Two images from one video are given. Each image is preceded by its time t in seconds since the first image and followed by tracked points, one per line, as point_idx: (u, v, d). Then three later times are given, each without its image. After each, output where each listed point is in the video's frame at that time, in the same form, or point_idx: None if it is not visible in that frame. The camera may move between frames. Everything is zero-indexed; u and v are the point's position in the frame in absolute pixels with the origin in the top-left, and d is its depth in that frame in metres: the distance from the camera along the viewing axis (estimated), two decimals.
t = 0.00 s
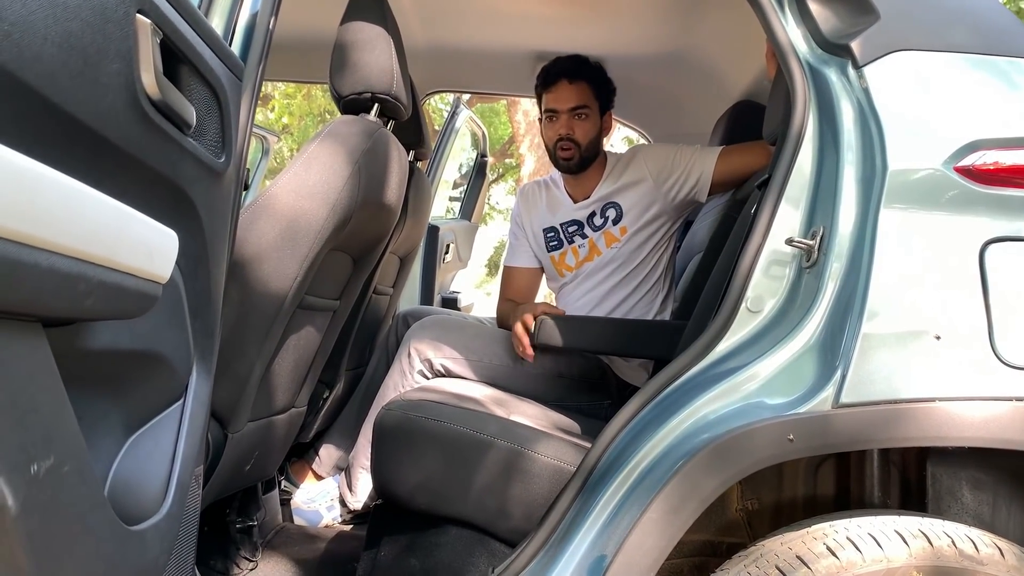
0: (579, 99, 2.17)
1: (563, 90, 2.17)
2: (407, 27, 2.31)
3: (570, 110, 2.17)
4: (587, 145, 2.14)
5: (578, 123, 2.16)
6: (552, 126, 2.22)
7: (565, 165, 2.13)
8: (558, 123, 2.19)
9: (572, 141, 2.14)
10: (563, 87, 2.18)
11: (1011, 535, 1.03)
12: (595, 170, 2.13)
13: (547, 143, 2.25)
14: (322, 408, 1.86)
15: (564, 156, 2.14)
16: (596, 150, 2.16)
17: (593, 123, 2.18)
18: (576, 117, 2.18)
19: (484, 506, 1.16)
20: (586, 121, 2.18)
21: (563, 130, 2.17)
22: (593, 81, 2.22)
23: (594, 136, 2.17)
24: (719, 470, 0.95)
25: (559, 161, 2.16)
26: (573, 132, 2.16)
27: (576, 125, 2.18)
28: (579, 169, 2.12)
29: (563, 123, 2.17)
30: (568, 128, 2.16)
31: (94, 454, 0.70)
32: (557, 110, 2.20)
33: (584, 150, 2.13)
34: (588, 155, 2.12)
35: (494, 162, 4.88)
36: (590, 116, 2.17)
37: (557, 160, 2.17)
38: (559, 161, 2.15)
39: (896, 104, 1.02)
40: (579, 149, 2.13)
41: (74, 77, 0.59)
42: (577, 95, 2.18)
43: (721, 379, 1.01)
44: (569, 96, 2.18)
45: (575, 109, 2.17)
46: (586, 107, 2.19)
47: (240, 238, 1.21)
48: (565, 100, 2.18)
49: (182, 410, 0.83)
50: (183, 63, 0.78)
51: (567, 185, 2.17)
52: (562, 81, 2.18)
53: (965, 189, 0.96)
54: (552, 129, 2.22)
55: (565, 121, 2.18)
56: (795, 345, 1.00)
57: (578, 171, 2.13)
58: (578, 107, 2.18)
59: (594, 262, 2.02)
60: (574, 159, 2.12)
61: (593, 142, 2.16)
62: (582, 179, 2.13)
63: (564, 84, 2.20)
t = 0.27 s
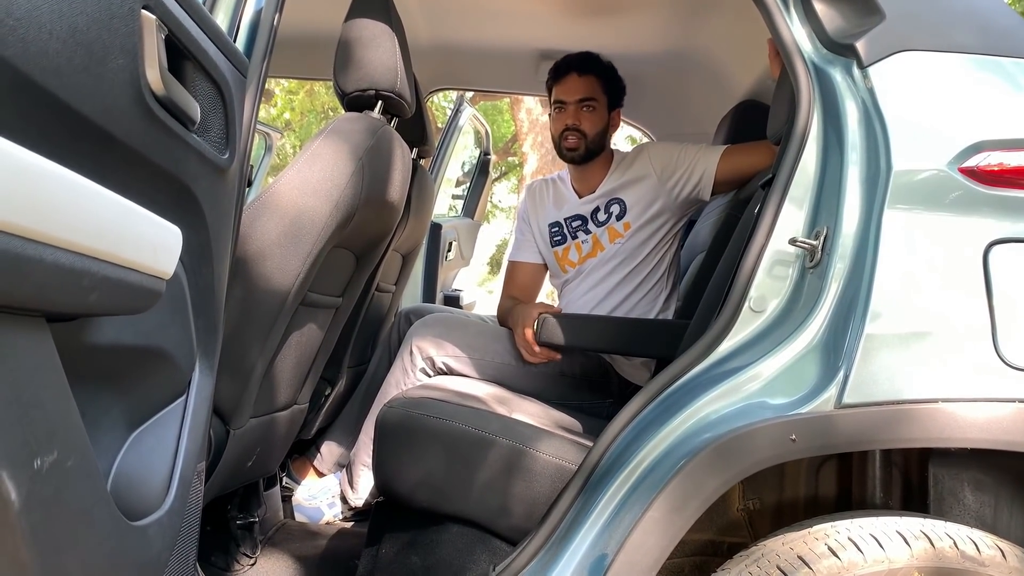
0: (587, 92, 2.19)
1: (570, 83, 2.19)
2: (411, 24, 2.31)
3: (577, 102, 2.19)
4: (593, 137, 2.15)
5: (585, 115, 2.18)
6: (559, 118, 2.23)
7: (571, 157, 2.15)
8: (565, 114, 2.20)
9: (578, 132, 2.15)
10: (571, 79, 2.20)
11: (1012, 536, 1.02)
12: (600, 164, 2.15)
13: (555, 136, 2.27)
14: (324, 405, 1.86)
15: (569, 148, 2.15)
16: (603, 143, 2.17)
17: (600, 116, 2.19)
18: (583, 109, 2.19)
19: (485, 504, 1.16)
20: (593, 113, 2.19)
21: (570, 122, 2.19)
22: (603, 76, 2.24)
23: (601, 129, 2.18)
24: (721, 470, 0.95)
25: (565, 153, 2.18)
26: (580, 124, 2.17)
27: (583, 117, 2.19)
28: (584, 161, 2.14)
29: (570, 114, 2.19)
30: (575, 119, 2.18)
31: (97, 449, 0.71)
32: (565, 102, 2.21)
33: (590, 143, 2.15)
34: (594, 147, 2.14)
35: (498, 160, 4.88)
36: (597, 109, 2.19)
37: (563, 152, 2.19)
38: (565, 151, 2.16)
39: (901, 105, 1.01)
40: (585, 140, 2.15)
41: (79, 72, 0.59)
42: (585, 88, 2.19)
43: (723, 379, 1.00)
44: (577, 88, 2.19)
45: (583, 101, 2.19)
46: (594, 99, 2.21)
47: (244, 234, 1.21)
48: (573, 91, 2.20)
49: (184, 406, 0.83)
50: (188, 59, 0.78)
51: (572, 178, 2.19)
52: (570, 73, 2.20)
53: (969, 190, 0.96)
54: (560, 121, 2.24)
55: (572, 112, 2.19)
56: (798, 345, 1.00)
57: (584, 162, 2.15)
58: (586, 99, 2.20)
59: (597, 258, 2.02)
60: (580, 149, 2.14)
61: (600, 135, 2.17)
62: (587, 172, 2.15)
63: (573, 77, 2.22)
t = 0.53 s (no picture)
0: (599, 83, 2.23)
1: (583, 75, 2.23)
2: (415, 22, 2.30)
3: (589, 94, 2.22)
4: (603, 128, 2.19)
5: (597, 106, 2.21)
6: (570, 110, 2.26)
7: (582, 147, 2.17)
8: (576, 105, 2.24)
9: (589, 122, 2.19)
10: (584, 71, 2.24)
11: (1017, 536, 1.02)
12: (611, 155, 2.18)
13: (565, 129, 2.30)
14: (327, 404, 1.86)
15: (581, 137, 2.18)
16: (613, 136, 2.20)
17: (610, 109, 2.23)
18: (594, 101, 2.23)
19: (489, 501, 1.16)
20: (604, 106, 2.23)
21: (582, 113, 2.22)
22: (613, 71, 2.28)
23: (612, 121, 2.22)
24: (726, 468, 0.94)
25: (576, 145, 2.21)
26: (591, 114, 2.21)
27: (594, 109, 2.23)
28: (595, 152, 2.17)
29: (582, 105, 2.22)
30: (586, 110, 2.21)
31: (103, 446, 0.71)
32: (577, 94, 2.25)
33: (601, 133, 2.18)
34: (605, 138, 2.17)
35: (500, 160, 4.88)
36: (608, 101, 2.22)
37: (574, 143, 2.22)
38: (576, 142, 2.19)
39: (907, 103, 1.01)
40: (596, 130, 2.18)
41: (85, 68, 0.58)
42: (597, 80, 2.23)
43: (728, 377, 1.00)
44: (589, 80, 2.24)
45: (595, 92, 2.22)
46: (606, 92, 2.25)
47: (248, 232, 1.21)
48: (585, 83, 2.23)
49: (189, 402, 0.83)
50: (194, 56, 0.77)
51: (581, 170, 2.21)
52: (583, 66, 2.25)
53: (976, 188, 0.96)
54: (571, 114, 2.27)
55: (584, 103, 2.23)
56: (803, 344, 1.00)
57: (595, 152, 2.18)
58: (597, 91, 2.23)
59: (599, 252, 2.03)
60: (591, 139, 2.17)
61: (611, 127, 2.21)
62: (597, 163, 2.17)
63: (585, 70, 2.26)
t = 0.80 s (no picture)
0: (594, 93, 2.20)
1: (577, 85, 2.21)
2: (416, 22, 2.30)
3: (584, 105, 2.21)
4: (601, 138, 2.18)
5: (593, 117, 2.20)
6: (569, 120, 2.26)
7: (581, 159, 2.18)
8: (573, 117, 2.23)
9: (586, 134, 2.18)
10: (577, 81, 2.22)
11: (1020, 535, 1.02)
12: (611, 163, 2.18)
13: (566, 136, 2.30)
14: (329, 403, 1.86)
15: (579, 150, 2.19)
16: (613, 143, 2.20)
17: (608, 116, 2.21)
18: (591, 110, 2.21)
19: (491, 501, 1.16)
20: (601, 114, 2.21)
21: (578, 123, 2.21)
22: (610, 75, 2.25)
23: (611, 129, 2.21)
24: (728, 468, 0.94)
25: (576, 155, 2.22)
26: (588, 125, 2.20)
27: (591, 118, 2.22)
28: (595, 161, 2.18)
29: (579, 116, 2.21)
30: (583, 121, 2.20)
31: (106, 445, 0.71)
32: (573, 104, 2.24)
33: (599, 144, 2.17)
34: (604, 148, 2.17)
35: (502, 159, 4.87)
36: (605, 109, 2.20)
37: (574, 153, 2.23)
38: (575, 154, 2.20)
39: (909, 102, 1.01)
40: (594, 141, 2.18)
41: (88, 68, 0.59)
42: (592, 90, 2.21)
43: (730, 377, 1.00)
44: (583, 90, 2.21)
45: (590, 102, 2.21)
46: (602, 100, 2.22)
47: (250, 232, 1.21)
48: (580, 93, 2.22)
49: (192, 402, 0.83)
50: (196, 56, 0.78)
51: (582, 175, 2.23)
52: (576, 76, 2.22)
53: (977, 187, 0.96)
54: (569, 123, 2.27)
55: (580, 114, 2.22)
56: (805, 343, 1.00)
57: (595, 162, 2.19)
58: (593, 100, 2.21)
59: (601, 252, 2.04)
60: (589, 151, 2.17)
61: (609, 134, 2.20)
62: (598, 172, 2.18)
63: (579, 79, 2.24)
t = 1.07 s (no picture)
0: (594, 99, 2.16)
1: (577, 91, 2.16)
2: (415, 24, 2.30)
3: (585, 111, 2.16)
4: (603, 144, 2.15)
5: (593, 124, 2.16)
6: (568, 126, 2.22)
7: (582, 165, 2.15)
8: (573, 123, 2.19)
9: (588, 141, 2.15)
10: (577, 87, 2.16)
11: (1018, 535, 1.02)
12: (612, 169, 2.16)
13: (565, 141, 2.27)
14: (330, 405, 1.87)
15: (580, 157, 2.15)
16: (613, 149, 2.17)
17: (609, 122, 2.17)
18: (591, 116, 2.17)
19: (490, 502, 1.17)
20: (601, 119, 2.17)
21: (579, 130, 2.17)
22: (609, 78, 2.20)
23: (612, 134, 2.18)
24: (726, 470, 0.95)
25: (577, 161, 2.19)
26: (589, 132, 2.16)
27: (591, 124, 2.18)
28: (597, 167, 2.15)
29: (579, 122, 2.17)
30: (583, 128, 2.16)
31: (105, 450, 0.71)
32: (573, 111, 2.19)
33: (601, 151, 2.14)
34: (606, 154, 2.14)
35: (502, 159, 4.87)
36: (605, 115, 2.16)
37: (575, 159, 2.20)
38: (576, 161, 2.17)
39: (905, 103, 1.01)
40: (595, 147, 2.14)
41: (85, 76, 0.59)
42: (592, 95, 2.16)
43: (729, 378, 1.00)
44: (583, 96, 2.17)
45: (590, 109, 2.16)
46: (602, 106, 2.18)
47: (250, 235, 1.22)
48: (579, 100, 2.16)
49: (191, 406, 0.84)
50: (193, 62, 0.78)
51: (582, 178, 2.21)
52: (576, 82, 2.17)
53: (973, 188, 0.96)
54: (569, 128, 2.23)
55: (580, 121, 2.17)
56: (803, 344, 1.00)
57: (597, 167, 2.16)
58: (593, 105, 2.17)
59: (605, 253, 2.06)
60: (591, 158, 2.14)
61: (609, 140, 2.16)
62: (599, 179, 2.16)
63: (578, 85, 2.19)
